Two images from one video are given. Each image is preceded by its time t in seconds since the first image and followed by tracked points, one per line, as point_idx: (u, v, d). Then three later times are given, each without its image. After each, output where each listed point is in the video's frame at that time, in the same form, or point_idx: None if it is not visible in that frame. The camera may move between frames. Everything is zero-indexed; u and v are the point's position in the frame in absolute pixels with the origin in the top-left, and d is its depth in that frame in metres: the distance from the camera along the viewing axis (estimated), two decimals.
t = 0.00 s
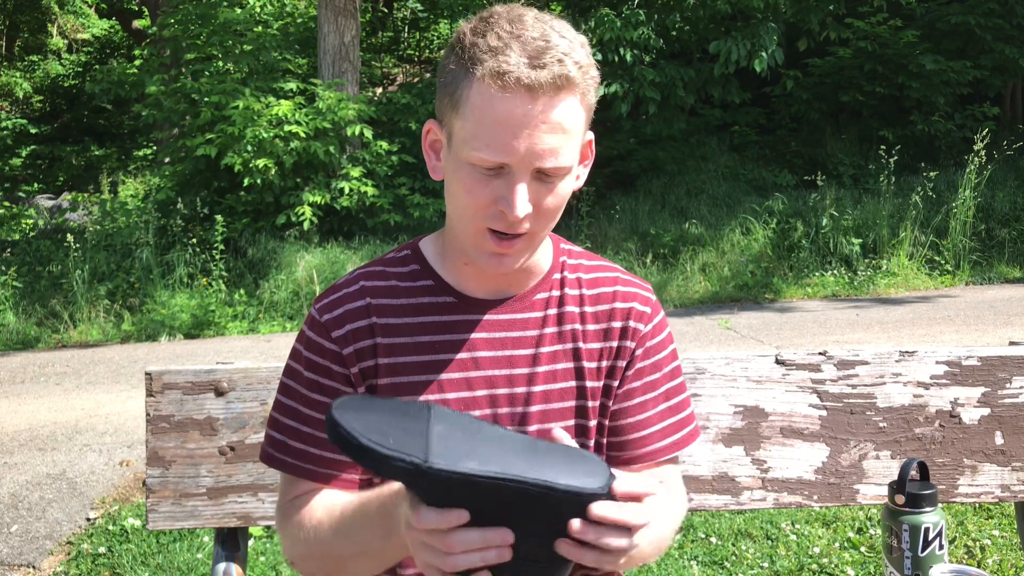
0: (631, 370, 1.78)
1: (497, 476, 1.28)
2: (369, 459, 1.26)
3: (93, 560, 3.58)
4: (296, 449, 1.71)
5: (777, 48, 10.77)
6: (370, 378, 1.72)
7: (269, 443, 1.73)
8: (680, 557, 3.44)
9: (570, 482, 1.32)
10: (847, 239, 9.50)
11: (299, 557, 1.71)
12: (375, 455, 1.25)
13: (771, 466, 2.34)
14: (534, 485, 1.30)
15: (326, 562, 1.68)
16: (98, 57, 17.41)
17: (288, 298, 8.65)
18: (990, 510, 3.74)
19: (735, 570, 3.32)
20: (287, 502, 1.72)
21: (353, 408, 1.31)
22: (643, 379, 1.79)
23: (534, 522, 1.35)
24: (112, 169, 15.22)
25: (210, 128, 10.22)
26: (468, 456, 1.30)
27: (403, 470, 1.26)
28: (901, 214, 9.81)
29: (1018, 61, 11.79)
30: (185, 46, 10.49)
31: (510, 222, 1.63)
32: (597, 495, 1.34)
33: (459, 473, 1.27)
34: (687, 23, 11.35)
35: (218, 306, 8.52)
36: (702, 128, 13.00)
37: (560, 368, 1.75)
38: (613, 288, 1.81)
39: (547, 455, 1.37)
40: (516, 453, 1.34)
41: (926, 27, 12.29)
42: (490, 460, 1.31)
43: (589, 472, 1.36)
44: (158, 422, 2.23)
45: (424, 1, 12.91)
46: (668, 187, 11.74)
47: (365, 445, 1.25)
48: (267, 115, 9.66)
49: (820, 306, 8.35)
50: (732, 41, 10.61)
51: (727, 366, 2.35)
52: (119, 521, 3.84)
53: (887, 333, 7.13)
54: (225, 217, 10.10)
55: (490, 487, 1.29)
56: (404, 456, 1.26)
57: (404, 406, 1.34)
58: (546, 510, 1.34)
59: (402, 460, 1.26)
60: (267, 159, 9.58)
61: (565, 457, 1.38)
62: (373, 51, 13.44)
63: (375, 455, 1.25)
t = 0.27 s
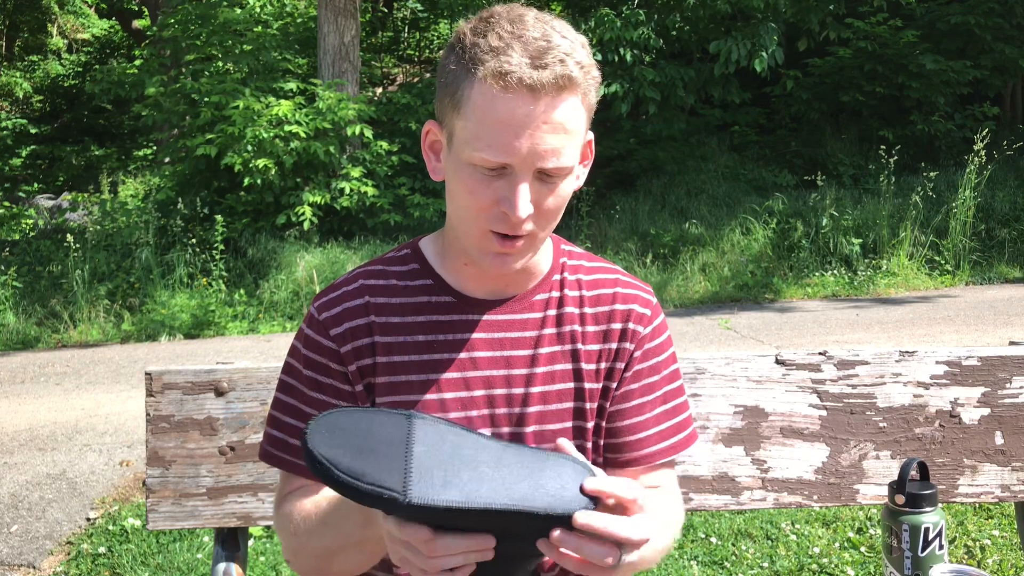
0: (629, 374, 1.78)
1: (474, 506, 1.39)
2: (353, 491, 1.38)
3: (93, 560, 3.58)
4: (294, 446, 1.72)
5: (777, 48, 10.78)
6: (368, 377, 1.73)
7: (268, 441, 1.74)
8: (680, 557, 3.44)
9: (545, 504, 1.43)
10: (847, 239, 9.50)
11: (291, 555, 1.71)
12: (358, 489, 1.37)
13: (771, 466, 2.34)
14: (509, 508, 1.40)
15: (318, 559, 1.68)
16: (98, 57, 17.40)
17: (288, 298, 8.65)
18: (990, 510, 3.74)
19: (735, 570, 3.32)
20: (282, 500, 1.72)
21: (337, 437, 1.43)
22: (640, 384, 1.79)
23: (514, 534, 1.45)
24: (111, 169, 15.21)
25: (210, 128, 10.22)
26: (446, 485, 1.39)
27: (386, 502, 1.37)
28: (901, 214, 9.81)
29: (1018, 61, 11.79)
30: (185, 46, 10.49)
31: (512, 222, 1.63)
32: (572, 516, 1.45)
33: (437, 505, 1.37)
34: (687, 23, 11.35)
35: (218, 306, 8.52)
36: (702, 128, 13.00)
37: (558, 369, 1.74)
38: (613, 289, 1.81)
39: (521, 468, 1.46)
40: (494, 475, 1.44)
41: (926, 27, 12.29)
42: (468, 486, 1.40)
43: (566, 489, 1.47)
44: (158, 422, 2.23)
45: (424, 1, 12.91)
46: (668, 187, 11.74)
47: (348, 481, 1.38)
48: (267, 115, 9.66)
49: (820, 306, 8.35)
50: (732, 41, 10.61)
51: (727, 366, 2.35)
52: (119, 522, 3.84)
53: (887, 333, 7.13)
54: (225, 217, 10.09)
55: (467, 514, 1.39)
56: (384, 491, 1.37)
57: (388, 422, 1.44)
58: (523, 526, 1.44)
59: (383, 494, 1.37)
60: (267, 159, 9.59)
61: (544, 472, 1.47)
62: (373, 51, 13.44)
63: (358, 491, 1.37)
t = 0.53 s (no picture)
0: (631, 373, 1.78)
1: (472, 474, 1.27)
2: (342, 463, 1.23)
3: (93, 560, 3.58)
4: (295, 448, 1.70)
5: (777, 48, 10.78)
6: (367, 378, 1.72)
7: (269, 442, 1.72)
8: (680, 557, 3.44)
9: (543, 470, 1.32)
10: (847, 239, 9.50)
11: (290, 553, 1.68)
12: (351, 461, 1.22)
13: (771, 466, 2.34)
14: (506, 473, 1.30)
15: (315, 556, 1.65)
16: (98, 57, 17.39)
17: (288, 298, 8.65)
18: (990, 510, 3.74)
19: (735, 570, 3.32)
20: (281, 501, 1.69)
21: (324, 412, 1.28)
22: (641, 383, 1.79)
23: (507, 503, 1.34)
24: (112, 169, 15.21)
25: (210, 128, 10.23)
26: (440, 455, 1.27)
27: (378, 475, 1.23)
28: (901, 214, 9.81)
29: (1018, 61, 11.79)
30: (185, 47, 10.49)
31: (506, 219, 1.62)
32: (570, 480, 1.34)
33: (434, 475, 1.24)
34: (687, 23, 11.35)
35: (218, 306, 8.52)
36: (702, 128, 13.00)
37: (558, 370, 1.74)
38: (614, 290, 1.82)
39: (506, 437, 1.36)
40: (487, 446, 1.33)
41: (926, 27, 12.30)
42: (463, 457, 1.29)
43: (559, 455, 1.37)
44: (158, 422, 2.23)
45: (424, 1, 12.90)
46: (668, 187, 11.74)
47: (340, 452, 1.22)
48: (267, 115, 9.66)
49: (820, 306, 8.35)
50: (732, 41, 10.60)
51: (727, 366, 2.35)
52: (119, 521, 3.84)
53: (887, 334, 7.13)
54: (225, 217, 10.09)
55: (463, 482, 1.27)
56: (378, 461, 1.22)
57: (375, 401, 1.32)
58: (518, 496, 1.33)
59: (377, 465, 1.22)
60: (267, 159, 9.59)
61: (534, 442, 1.38)
62: (373, 50, 13.44)
63: (349, 462, 1.22)
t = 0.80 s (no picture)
0: (634, 368, 1.79)
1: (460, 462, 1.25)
2: (337, 422, 1.22)
3: (93, 560, 3.58)
4: (296, 445, 1.70)
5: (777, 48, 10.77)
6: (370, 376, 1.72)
7: (271, 440, 1.71)
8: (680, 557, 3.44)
9: (529, 473, 1.30)
10: (847, 239, 9.50)
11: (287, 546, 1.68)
12: (347, 422, 1.21)
13: (771, 466, 2.34)
14: (494, 468, 1.28)
15: (313, 550, 1.65)
16: (98, 57, 17.38)
17: (288, 298, 8.65)
18: (990, 510, 3.74)
19: (735, 570, 3.32)
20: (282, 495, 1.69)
21: (333, 365, 1.27)
22: (642, 377, 1.79)
23: (492, 498, 1.32)
24: (112, 169, 15.21)
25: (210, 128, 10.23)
26: (435, 436, 1.25)
27: (369, 443, 1.22)
28: (902, 214, 9.80)
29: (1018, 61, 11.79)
30: (185, 47, 10.49)
31: (513, 218, 1.62)
32: (555, 492, 1.32)
33: (424, 452, 1.23)
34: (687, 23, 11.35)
35: (218, 306, 8.52)
36: (702, 127, 13.00)
37: (560, 367, 1.74)
38: (615, 285, 1.82)
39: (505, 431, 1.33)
40: (484, 433, 1.31)
41: (926, 27, 12.30)
42: (458, 441, 1.27)
43: (550, 461, 1.35)
44: (158, 422, 2.23)
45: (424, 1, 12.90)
46: (668, 187, 11.74)
47: (339, 412, 1.21)
48: (267, 115, 9.66)
49: (820, 306, 8.35)
50: (732, 41, 10.60)
51: (727, 366, 2.35)
52: (119, 521, 3.84)
53: (887, 334, 7.13)
54: (225, 217, 10.09)
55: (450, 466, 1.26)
56: (373, 428, 1.21)
57: (387, 366, 1.29)
58: (503, 493, 1.31)
59: (372, 431, 1.21)
60: (267, 159, 9.58)
61: (530, 442, 1.36)
62: (373, 50, 13.45)
63: (343, 422, 1.21)
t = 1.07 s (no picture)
0: (627, 360, 1.77)
1: (451, 464, 1.18)
2: (345, 398, 1.22)
3: (93, 560, 3.58)
4: (298, 447, 1.70)
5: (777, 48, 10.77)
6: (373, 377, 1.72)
7: (274, 443, 1.72)
8: (680, 557, 3.45)
9: (524, 501, 1.19)
10: (847, 239, 9.50)
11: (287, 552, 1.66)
12: (353, 398, 1.20)
13: (771, 466, 2.34)
14: (482, 480, 1.19)
15: (313, 555, 1.62)
16: (98, 57, 17.36)
17: (288, 298, 8.66)
18: (990, 510, 3.74)
19: (735, 570, 3.32)
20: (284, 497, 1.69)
21: (357, 346, 1.29)
22: (635, 369, 1.78)
23: (480, 519, 1.22)
24: (112, 169, 15.22)
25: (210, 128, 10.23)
26: (432, 433, 1.20)
27: (369, 424, 1.20)
28: (901, 214, 9.80)
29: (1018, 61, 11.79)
30: (185, 47, 10.50)
31: (520, 213, 1.62)
32: (544, 525, 1.19)
33: (418, 445, 1.18)
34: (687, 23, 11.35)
35: (218, 306, 8.52)
36: (702, 127, 12.99)
37: (560, 364, 1.74)
38: (613, 280, 1.82)
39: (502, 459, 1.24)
40: (485, 447, 1.23)
41: (926, 27, 12.30)
42: (457, 445, 1.21)
43: (546, 496, 1.23)
44: (158, 422, 2.23)
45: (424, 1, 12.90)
46: (668, 187, 11.73)
47: (346, 386, 1.21)
48: (267, 115, 9.66)
49: (820, 306, 8.35)
50: (732, 41, 10.60)
51: (727, 366, 2.35)
52: (119, 522, 3.84)
53: (887, 334, 7.13)
54: (225, 217, 10.09)
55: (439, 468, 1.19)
56: (374, 409, 1.20)
57: (405, 363, 1.29)
58: (490, 516, 1.21)
59: (372, 412, 1.20)
60: (267, 159, 9.58)
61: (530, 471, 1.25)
62: (373, 50, 13.45)
63: (351, 400, 1.21)
